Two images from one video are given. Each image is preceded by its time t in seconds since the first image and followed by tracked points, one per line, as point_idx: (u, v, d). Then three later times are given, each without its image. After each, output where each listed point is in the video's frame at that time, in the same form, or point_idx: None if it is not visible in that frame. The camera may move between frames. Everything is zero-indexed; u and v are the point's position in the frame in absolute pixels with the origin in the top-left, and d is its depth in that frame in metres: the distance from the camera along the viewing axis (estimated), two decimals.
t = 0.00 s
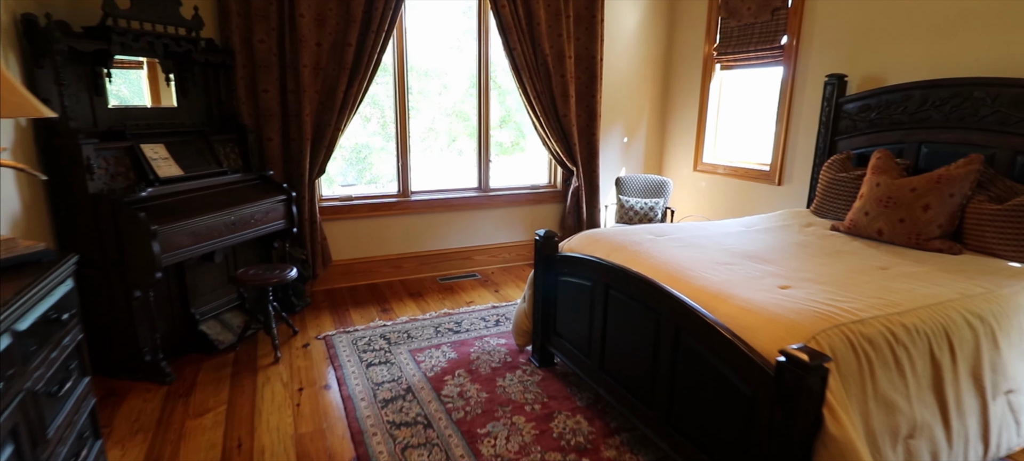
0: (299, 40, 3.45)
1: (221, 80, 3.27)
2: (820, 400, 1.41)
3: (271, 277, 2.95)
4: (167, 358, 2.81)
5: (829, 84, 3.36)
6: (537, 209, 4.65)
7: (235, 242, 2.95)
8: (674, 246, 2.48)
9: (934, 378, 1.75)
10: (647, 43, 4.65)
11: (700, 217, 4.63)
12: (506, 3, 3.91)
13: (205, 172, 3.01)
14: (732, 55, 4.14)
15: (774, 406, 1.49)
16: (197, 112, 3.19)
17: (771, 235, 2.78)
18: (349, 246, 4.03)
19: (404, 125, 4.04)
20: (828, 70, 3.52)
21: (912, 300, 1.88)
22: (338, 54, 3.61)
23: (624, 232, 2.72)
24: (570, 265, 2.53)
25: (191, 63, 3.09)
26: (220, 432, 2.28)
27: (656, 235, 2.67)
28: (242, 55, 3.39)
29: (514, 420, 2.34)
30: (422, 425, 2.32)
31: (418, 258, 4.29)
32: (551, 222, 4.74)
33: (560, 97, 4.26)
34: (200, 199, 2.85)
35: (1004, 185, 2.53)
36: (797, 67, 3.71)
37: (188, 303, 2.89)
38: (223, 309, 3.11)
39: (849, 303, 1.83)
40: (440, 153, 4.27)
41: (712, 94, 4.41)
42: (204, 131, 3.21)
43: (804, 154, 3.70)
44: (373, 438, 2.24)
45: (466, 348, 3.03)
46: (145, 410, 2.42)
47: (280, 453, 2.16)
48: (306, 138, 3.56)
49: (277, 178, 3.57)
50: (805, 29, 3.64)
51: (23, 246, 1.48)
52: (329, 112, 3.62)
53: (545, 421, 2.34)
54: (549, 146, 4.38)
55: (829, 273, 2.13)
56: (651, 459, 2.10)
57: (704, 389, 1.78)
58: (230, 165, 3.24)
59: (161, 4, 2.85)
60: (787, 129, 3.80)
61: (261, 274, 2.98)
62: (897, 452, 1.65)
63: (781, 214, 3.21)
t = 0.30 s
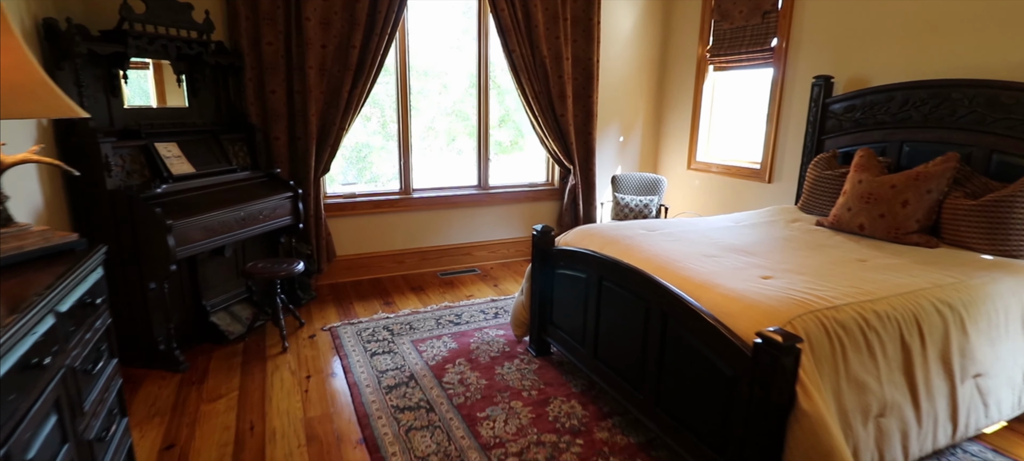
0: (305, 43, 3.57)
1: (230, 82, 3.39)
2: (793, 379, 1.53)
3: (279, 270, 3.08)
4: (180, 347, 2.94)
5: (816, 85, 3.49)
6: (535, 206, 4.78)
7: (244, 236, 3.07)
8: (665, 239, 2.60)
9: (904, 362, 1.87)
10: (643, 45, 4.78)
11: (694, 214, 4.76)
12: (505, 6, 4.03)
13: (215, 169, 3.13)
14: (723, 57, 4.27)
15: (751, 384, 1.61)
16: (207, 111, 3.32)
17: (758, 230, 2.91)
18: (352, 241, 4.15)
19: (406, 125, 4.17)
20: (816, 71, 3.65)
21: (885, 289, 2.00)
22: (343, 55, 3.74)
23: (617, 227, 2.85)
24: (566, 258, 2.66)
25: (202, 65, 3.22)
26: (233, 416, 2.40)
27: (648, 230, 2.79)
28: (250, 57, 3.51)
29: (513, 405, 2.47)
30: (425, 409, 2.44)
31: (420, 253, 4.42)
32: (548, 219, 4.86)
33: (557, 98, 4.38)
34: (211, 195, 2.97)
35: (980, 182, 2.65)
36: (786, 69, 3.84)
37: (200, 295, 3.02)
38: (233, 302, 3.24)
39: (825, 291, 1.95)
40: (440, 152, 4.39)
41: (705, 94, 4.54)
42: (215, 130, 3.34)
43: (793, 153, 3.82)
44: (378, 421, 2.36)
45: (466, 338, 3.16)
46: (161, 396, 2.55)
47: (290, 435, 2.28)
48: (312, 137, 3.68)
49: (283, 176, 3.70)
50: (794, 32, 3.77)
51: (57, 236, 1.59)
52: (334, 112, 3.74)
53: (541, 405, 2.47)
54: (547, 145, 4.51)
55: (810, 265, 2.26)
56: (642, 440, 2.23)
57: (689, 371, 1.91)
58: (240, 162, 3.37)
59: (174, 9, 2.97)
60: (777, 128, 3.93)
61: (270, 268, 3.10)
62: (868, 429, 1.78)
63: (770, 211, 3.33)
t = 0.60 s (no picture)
0: (311, 45, 3.69)
1: (239, 83, 3.51)
2: (770, 360, 1.64)
3: (286, 264, 3.20)
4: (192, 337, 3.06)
5: (805, 86, 3.61)
6: (533, 203, 4.90)
7: (253, 232, 3.19)
8: (657, 234, 2.72)
9: (878, 347, 1.99)
10: (638, 46, 4.90)
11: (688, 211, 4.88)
12: (504, 9, 4.16)
13: (225, 167, 3.25)
14: (716, 59, 4.39)
15: (730, 365, 1.73)
16: (217, 112, 3.44)
17: (746, 225, 3.03)
18: (356, 238, 4.28)
19: (407, 124, 4.29)
20: (804, 73, 3.77)
21: (862, 279, 2.12)
22: (346, 57, 3.85)
23: (611, 222, 2.97)
24: (562, 251, 2.78)
25: (212, 67, 3.34)
26: (245, 402, 2.52)
27: (640, 225, 2.91)
28: (258, 59, 3.64)
29: (511, 391, 2.59)
30: (427, 395, 2.57)
31: (421, 249, 4.54)
32: (546, 216, 4.98)
33: (555, 98, 4.50)
34: (221, 192, 3.09)
35: (957, 179, 2.77)
36: (777, 70, 3.96)
37: (210, 288, 3.14)
38: (241, 295, 3.36)
39: (804, 280, 2.07)
40: (440, 151, 4.52)
41: (698, 95, 4.65)
42: (224, 130, 3.46)
43: (783, 152, 3.94)
44: (383, 406, 2.48)
45: (466, 330, 3.28)
46: (175, 383, 2.66)
47: (299, 419, 2.40)
48: (317, 137, 3.81)
49: (289, 173, 3.82)
50: (783, 35, 3.89)
51: (86, 228, 1.71)
52: (338, 112, 3.86)
53: (538, 392, 2.59)
54: (545, 144, 4.63)
55: (793, 257, 2.38)
56: (633, 423, 2.35)
57: (676, 356, 2.03)
58: (248, 161, 3.49)
59: (186, 13, 3.09)
60: (767, 128, 4.05)
61: (277, 262, 3.22)
62: (843, 410, 1.89)
63: (759, 207, 3.45)
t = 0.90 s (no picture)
0: (316, 48, 3.82)
1: (247, 84, 3.64)
2: (749, 342, 1.77)
3: (293, 258, 3.31)
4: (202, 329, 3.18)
5: (793, 87, 3.73)
6: (531, 202, 5.02)
7: (261, 228, 3.32)
8: (649, 229, 2.85)
9: (855, 333, 2.11)
10: (634, 49, 5.02)
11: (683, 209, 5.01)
12: (502, 12, 4.28)
13: (234, 165, 3.38)
14: (709, 61, 4.51)
15: (713, 347, 1.86)
16: (225, 112, 3.57)
17: (736, 221, 3.15)
18: (359, 235, 4.40)
19: (409, 125, 4.41)
20: (793, 74, 3.89)
21: (841, 269, 2.24)
22: (350, 59, 3.97)
23: (606, 218, 3.09)
24: (559, 245, 2.90)
25: (220, 69, 3.46)
26: (255, 389, 2.64)
27: (633, 221, 3.04)
28: (265, 61, 3.76)
29: (509, 379, 2.71)
30: (429, 383, 2.69)
31: (422, 246, 4.66)
32: (545, 214, 5.10)
33: (553, 98, 4.62)
34: (230, 189, 3.21)
35: (937, 175, 2.89)
36: (767, 72, 4.09)
37: (219, 281, 3.26)
38: (249, 289, 3.48)
39: (786, 270, 2.19)
40: (441, 151, 4.64)
41: (692, 96, 4.78)
42: (232, 129, 3.59)
43: (773, 151, 4.07)
44: (387, 392, 2.61)
45: (467, 322, 3.40)
46: (187, 371, 2.78)
47: (307, 404, 2.52)
48: (321, 136, 3.93)
49: (295, 172, 3.95)
50: (773, 37, 4.02)
51: (113, 219, 1.84)
52: (342, 113, 3.98)
53: (535, 380, 2.71)
54: (543, 143, 4.75)
55: (777, 250, 2.50)
56: (625, 408, 2.46)
57: (665, 342, 2.15)
58: (255, 159, 3.62)
59: (196, 17, 3.21)
60: (759, 128, 4.17)
61: (284, 256, 3.35)
62: (821, 392, 2.01)
63: (750, 204, 3.57)
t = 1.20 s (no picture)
0: (320, 50, 3.93)
1: (254, 85, 3.75)
2: (732, 329, 1.89)
3: (299, 253, 3.43)
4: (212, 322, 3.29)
5: (784, 88, 3.85)
6: (530, 200, 5.13)
7: (268, 224, 3.43)
8: (642, 224, 2.96)
9: (836, 322, 2.22)
10: (630, 50, 5.14)
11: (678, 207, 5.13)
12: (501, 15, 4.40)
13: (242, 164, 3.49)
14: (703, 62, 4.63)
15: (699, 334, 1.98)
16: (233, 113, 3.69)
17: (728, 217, 3.27)
18: (362, 232, 4.51)
19: (411, 125, 4.53)
20: (784, 75, 4.01)
21: (824, 261, 2.36)
22: (353, 61, 4.08)
23: (602, 214, 3.20)
24: (556, 240, 3.01)
25: (228, 71, 3.57)
26: (265, 378, 2.75)
27: (627, 217, 3.15)
28: (271, 63, 3.88)
29: (509, 368, 2.83)
30: (432, 372, 2.80)
31: (424, 244, 4.78)
32: (543, 212, 5.22)
33: (551, 99, 4.75)
34: (239, 187, 3.33)
35: (920, 173, 3.01)
36: (759, 73, 4.20)
37: (228, 276, 3.37)
38: (257, 284, 3.59)
39: (772, 263, 2.31)
40: (441, 150, 4.75)
41: (687, 96, 4.89)
42: (240, 129, 3.71)
43: (765, 149, 4.18)
44: (392, 381, 2.72)
45: (468, 316, 3.51)
46: (199, 362, 2.89)
47: (315, 392, 2.63)
48: (326, 136, 4.05)
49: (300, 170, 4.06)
50: (765, 40, 4.14)
51: (135, 213, 1.96)
52: (346, 113, 4.10)
53: (534, 369, 2.82)
54: (541, 142, 4.86)
55: (765, 244, 2.62)
56: (620, 395, 2.58)
57: (656, 331, 2.26)
58: (263, 158, 3.73)
59: (206, 21, 3.32)
60: (751, 127, 4.28)
61: (291, 252, 3.46)
62: (803, 377, 2.12)
63: (742, 202, 3.69)
